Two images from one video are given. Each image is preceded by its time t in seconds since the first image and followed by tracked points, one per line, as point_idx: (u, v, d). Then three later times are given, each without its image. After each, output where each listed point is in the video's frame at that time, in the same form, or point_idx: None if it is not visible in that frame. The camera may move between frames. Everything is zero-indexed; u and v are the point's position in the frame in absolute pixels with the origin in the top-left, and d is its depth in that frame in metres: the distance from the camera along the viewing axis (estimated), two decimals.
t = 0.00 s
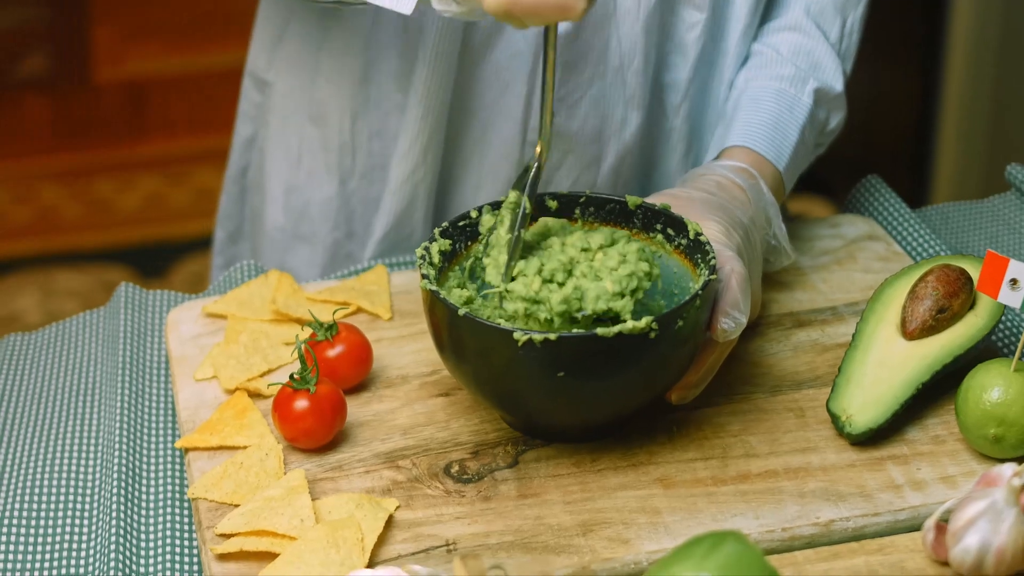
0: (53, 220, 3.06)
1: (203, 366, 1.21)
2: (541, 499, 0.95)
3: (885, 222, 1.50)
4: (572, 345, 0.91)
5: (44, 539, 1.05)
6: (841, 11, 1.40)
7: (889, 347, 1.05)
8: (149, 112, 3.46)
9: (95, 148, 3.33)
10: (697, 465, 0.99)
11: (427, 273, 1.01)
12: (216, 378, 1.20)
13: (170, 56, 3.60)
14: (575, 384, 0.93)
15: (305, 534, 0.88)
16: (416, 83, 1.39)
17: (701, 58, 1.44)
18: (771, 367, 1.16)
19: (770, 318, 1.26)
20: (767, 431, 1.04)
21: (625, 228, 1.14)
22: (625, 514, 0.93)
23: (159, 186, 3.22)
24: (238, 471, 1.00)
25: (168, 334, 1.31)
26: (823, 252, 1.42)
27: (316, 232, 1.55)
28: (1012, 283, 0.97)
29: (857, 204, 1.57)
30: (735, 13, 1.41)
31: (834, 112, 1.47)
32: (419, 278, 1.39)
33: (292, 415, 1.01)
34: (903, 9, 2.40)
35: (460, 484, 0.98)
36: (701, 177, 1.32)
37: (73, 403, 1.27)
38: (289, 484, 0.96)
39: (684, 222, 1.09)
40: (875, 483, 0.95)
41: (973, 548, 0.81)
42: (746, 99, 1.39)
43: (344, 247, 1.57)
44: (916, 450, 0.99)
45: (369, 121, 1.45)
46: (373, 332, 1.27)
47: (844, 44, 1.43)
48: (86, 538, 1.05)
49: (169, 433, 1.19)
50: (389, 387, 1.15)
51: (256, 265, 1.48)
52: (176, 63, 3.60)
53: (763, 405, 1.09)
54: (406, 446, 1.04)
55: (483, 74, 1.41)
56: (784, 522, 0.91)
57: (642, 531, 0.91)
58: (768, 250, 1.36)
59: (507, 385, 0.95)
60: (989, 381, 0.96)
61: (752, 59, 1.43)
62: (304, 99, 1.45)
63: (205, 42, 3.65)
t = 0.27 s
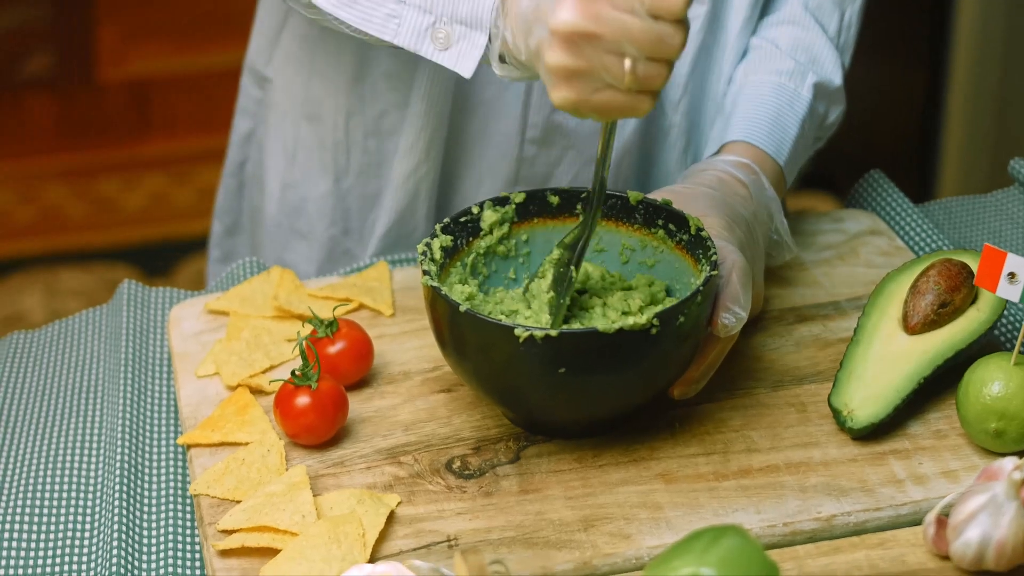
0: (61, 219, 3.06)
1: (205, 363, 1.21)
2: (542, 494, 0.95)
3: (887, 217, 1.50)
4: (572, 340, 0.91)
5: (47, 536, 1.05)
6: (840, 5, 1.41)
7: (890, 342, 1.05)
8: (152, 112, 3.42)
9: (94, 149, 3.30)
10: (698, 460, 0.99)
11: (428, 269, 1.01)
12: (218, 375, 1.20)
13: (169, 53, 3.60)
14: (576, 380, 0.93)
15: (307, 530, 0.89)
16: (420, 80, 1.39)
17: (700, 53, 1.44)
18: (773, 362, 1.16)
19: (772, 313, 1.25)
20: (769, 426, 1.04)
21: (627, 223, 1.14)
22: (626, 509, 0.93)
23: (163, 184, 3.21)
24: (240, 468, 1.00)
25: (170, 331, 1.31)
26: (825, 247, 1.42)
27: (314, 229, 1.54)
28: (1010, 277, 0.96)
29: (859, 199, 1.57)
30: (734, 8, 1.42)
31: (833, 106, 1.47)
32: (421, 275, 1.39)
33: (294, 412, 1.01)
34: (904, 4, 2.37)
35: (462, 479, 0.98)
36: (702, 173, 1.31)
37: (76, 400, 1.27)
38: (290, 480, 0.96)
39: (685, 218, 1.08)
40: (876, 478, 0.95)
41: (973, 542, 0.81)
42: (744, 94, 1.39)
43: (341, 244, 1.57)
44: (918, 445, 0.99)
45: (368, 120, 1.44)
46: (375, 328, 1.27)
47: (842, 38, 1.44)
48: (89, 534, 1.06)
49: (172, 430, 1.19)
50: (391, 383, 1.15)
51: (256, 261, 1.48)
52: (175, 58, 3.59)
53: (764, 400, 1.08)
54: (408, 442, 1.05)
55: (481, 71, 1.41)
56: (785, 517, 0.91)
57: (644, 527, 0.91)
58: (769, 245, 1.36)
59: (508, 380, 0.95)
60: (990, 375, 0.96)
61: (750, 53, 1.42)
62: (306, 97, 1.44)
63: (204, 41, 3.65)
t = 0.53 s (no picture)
0: (64, 218, 3.06)
1: (205, 360, 1.21)
2: (540, 491, 0.96)
3: (885, 216, 1.50)
4: (570, 338, 0.91)
5: (48, 533, 1.06)
6: (835, 5, 1.41)
7: (886, 340, 1.06)
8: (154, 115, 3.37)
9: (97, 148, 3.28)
10: (695, 458, 0.99)
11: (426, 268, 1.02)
12: (218, 373, 1.21)
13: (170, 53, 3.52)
14: (573, 378, 0.94)
15: (305, 526, 0.89)
16: (421, 78, 1.39)
17: (697, 55, 1.44)
18: (770, 361, 1.16)
19: (770, 311, 1.26)
20: (765, 424, 1.04)
21: (624, 222, 1.14)
22: (623, 506, 0.93)
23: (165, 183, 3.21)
24: (239, 465, 1.01)
25: (170, 330, 1.31)
26: (823, 246, 1.42)
27: (316, 229, 1.54)
28: (1006, 276, 0.97)
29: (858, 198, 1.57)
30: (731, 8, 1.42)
31: (829, 107, 1.47)
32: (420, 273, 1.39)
33: (293, 409, 1.02)
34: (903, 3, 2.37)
35: (459, 476, 0.99)
36: (699, 172, 1.32)
37: (76, 399, 1.27)
38: (289, 477, 0.97)
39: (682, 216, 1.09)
40: (872, 475, 0.96)
41: (968, 539, 0.81)
42: (741, 95, 1.39)
43: (344, 244, 1.58)
44: (914, 443, 1.00)
45: (370, 119, 1.45)
46: (375, 326, 1.28)
47: (838, 39, 1.44)
48: (88, 531, 1.06)
49: (172, 427, 1.20)
50: (390, 380, 1.16)
51: (258, 260, 1.49)
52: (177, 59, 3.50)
53: (761, 398, 1.09)
54: (407, 439, 1.05)
55: (483, 71, 1.42)
56: (782, 514, 0.91)
57: (640, 523, 0.91)
58: (767, 244, 1.36)
59: (505, 378, 0.96)
60: (987, 373, 0.96)
61: (746, 55, 1.42)
62: (308, 98, 1.45)
63: (205, 42, 3.54)
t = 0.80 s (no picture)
0: (65, 217, 3.06)
1: (201, 356, 1.21)
2: (537, 486, 0.95)
3: (883, 211, 1.50)
4: (566, 332, 0.91)
5: (43, 529, 1.05)
6: None
7: (884, 334, 1.05)
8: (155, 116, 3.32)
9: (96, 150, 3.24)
10: (692, 452, 0.99)
11: (422, 261, 1.01)
12: (214, 368, 1.20)
13: (169, 53, 3.47)
14: (570, 372, 0.93)
15: (301, 522, 0.89)
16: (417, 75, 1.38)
17: (693, 48, 1.44)
18: (767, 355, 1.16)
19: (767, 306, 1.25)
20: (763, 418, 1.04)
21: (621, 216, 1.14)
22: (620, 501, 0.93)
23: (165, 181, 3.19)
24: (235, 460, 1.01)
25: (166, 326, 1.30)
26: (821, 241, 1.42)
27: (308, 224, 1.54)
28: (1004, 269, 0.96)
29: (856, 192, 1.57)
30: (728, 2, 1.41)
31: (827, 101, 1.47)
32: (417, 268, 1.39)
33: (289, 405, 1.01)
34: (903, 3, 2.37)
35: (456, 471, 0.98)
36: (697, 167, 1.31)
37: (73, 395, 1.27)
38: (285, 472, 0.96)
39: (679, 210, 1.08)
40: (870, 469, 0.96)
41: (965, 531, 0.81)
42: (740, 89, 1.39)
43: (335, 239, 1.57)
44: (912, 437, 1.00)
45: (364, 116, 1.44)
46: (372, 321, 1.27)
47: (836, 32, 1.44)
48: (84, 527, 1.06)
49: (168, 422, 1.19)
50: (387, 375, 1.15)
51: (253, 256, 1.48)
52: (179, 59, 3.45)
53: (759, 393, 1.09)
54: (404, 435, 1.05)
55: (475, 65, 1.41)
56: (779, 508, 0.91)
57: (638, 518, 0.91)
58: (764, 238, 1.35)
59: (502, 373, 0.95)
60: (984, 367, 0.96)
61: (744, 48, 1.42)
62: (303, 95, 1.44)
63: (204, 42, 3.49)
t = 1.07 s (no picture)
0: (68, 217, 3.06)
1: (202, 356, 1.21)
2: (535, 486, 0.96)
3: (884, 212, 1.50)
4: (565, 331, 0.91)
5: (44, 528, 1.06)
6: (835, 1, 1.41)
7: (883, 335, 1.06)
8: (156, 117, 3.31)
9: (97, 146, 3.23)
10: (692, 453, 0.99)
11: (422, 263, 1.02)
12: (215, 368, 1.21)
13: (170, 53, 3.45)
14: (570, 372, 0.94)
15: (300, 521, 0.89)
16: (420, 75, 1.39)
17: (693, 51, 1.43)
18: (767, 356, 1.16)
19: (767, 307, 1.26)
20: (762, 419, 1.04)
21: (621, 217, 1.14)
22: (619, 501, 0.93)
23: (172, 181, 3.18)
24: (235, 460, 1.01)
25: (168, 326, 1.31)
26: (821, 242, 1.42)
27: (313, 225, 1.55)
28: (1003, 270, 0.97)
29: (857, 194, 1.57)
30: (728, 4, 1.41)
31: (828, 103, 1.47)
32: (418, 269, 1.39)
33: (289, 404, 1.02)
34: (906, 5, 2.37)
35: (455, 471, 0.99)
36: (697, 168, 1.32)
37: (74, 394, 1.27)
38: (285, 471, 0.97)
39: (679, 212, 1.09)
40: (869, 470, 0.96)
41: (962, 533, 0.81)
42: (741, 90, 1.39)
43: (341, 240, 1.58)
44: (911, 438, 1.00)
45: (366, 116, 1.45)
46: (373, 321, 1.27)
47: (837, 35, 1.44)
48: (85, 526, 1.06)
49: (169, 421, 1.20)
50: (387, 375, 1.15)
51: (257, 256, 1.48)
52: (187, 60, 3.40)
53: (758, 394, 1.09)
54: (403, 434, 1.05)
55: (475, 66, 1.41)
56: (777, 509, 0.91)
57: (636, 518, 0.91)
58: (764, 240, 1.36)
59: (501, 373, 0.96)
60: (983, 368, 0.96)
61: (746, 50, 1.43)
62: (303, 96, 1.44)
63: (204, 42, 3.47)
